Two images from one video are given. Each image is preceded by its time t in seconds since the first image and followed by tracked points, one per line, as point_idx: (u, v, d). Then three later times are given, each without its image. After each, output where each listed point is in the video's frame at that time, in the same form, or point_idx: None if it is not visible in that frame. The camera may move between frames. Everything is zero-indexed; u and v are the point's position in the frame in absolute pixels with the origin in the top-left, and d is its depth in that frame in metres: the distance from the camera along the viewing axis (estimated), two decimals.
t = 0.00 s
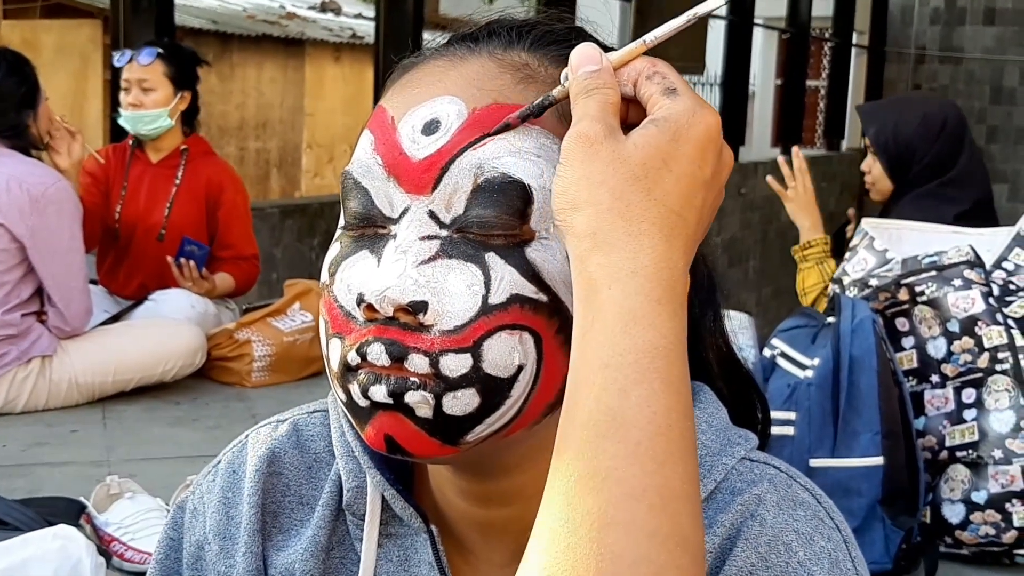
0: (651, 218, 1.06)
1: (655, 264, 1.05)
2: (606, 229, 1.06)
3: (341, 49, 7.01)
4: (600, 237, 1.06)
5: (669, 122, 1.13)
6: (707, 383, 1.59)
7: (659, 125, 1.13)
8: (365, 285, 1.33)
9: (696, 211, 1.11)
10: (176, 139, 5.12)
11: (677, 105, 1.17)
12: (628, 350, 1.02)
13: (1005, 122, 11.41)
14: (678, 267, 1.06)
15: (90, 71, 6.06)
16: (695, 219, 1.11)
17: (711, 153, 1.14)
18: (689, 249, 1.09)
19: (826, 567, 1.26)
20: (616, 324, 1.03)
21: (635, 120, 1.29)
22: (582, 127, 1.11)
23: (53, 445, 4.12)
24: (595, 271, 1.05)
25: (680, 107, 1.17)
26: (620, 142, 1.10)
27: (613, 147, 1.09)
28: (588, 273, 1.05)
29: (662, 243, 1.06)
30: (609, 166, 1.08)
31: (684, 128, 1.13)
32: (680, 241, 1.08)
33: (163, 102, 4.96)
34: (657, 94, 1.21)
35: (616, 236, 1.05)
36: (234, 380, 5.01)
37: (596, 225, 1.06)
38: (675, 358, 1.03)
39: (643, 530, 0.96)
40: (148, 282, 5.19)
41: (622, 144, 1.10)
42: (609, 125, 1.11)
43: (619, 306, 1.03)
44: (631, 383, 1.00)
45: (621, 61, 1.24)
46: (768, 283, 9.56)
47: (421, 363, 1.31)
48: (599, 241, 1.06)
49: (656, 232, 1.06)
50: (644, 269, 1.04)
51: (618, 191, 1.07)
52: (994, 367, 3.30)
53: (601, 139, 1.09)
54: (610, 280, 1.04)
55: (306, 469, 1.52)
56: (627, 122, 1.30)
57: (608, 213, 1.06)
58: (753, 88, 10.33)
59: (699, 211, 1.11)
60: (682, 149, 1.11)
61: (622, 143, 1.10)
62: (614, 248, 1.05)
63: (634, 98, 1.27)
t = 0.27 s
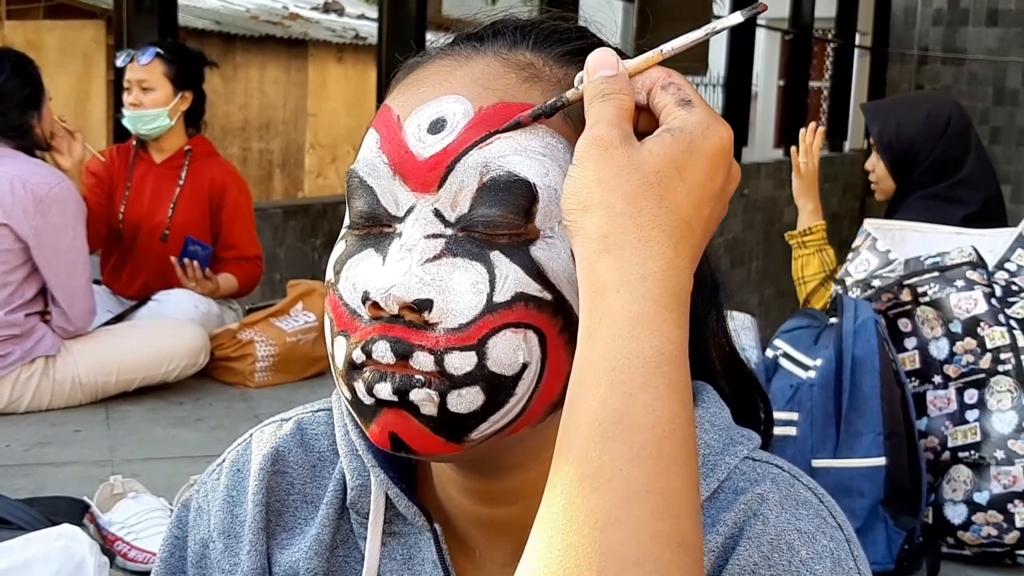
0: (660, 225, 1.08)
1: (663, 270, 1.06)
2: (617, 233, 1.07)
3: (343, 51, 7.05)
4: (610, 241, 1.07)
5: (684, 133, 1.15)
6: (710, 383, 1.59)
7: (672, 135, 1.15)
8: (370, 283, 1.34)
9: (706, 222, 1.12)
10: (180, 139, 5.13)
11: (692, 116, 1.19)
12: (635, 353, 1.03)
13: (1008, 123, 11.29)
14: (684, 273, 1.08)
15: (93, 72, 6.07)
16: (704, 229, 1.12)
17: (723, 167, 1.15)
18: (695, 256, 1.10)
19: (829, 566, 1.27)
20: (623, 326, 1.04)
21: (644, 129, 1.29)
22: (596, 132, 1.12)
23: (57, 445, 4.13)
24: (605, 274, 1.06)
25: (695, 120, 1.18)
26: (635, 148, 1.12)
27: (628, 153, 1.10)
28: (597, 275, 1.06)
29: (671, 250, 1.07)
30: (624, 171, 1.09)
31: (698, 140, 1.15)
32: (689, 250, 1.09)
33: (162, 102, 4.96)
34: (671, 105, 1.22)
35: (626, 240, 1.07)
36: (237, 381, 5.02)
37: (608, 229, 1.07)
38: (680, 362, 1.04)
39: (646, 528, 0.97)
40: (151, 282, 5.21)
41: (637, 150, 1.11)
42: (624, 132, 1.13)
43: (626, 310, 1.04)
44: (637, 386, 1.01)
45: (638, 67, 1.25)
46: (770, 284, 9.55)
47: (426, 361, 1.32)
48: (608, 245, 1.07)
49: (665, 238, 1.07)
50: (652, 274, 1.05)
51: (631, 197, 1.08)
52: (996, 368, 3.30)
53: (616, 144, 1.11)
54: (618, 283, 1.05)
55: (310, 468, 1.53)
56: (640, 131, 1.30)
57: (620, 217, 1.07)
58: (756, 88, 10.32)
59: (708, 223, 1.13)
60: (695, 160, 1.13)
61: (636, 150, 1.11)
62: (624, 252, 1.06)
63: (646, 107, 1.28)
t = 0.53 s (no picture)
0: (671, 227, 1.08)
1: (673, 272, 1.06)
2: (629, 233, 1.07)
3: (344, 50, 7.14)
4: (621, 240, 1.07)
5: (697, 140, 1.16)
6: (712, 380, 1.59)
7: (686, 141, 1.16)
8: (374, 280, 1.34)
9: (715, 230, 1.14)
10: (181, 138, 5.13)
11: (706, 125, 1.20)
12: (643, 353, 1.03)
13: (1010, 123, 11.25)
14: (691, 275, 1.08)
15: (95, 70, 6.07)
16: (711, 235, 1.13)
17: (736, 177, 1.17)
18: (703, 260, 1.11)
19: (832, 563, 1.27)
20: (631, 325, 1.04)
21: (655, 134, 1.31)
22: (614, 131, 1.13)
23: (57, 443, 4.13)
24: (614, 272, 1.07)
25: (710, 127, 1.19)
26: (651, 149, 1.12)
27: (646, 154, 1.11)
28: (605, 274, 1.07)
29: (680, 253, 1.08)
30: (641, 171, 1.10)
31: (711, 146, 1.16)
32: (698, 255, 1.10)
33: (163, 100, 4.95)
34: (686, 112, 1.24)
35: (637, 240, 1.07)
36: (238, 379, 5.02)
37: (620, 227, 1.08)
38: (687, 362, 1.04)
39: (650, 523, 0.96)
40: (153, 280, 5.21)
41: (655, 152, 1.12)
42: (642, 133, 1.13)
43: (634, 309, 1.04)
44: (644, 385, 1.01)
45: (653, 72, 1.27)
46: (772, 283, 9.55)
47: (429, 358, 1.31)
48: (619, 244, 1.07)
49: (675, 240, 1.08)
50: (661, 274, 1.06)
51: (645, 198, 1.09)
52: (997, 367, 3.30)
53: (634, 144, 1.12)
54: (627, 282, 1.05)
55: (312, 465, 1.52)
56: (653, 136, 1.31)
57: (633, 217, 1.08)
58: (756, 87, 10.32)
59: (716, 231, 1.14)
60: (708, 166, 1.14)
61: (655, 152, 1.12)
62: (633, 253, 1.07)
63: (658, 111, 1.29)
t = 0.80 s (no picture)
0: (690, 228, 1.08)
1: (693, 271, 1.07)
2: (648, 232, 1.08)
3: (346, 47, 7.02)
4: (642, 238, 1.07)
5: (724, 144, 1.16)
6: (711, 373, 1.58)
7: (710, 143, 1.15)
8: (377, 277, 1.34)
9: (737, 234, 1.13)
10: (183, 135, 5.14)
11: (731, 127, 1.19)
12: (658, 351, 1.03)
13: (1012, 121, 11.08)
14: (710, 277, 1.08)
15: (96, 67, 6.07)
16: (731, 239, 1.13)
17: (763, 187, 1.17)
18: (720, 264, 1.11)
19: (834, 558, 1.26)
20: (648, 325, 1.04)
21: (680, 138, 1.28)
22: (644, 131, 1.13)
23: (59, 439, 4.13)
24: (634, 271, 1.07)
25: (733, 130, 1.19)
26: (676, 150, 1.13)
27: (674, 157, 1.12)
28: (624, 273, 1.07)
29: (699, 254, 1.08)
30: (664, 172, 1.10)
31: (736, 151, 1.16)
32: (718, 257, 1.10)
33: (167, 97, 4.96)
34: (710, 115, 1.22)
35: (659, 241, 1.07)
36: (238, 375, 5.02)
37: (641, 228, 1.08)
38: (702, 360, 1.04)
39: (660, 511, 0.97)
40: (154, 277, 5.20)
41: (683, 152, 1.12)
42: (665, 133, 1.14)
43: (648, 308, 1.04)
44: (658, 383, 1.01)
45: (681, 73, 1.25)
46: (773, 282, 9.54)
47: (433, 354, 1.32)
48: (640, 243, 1.07)
49: (696, 241, 1.08)
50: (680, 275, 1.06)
51: (668, 198, 1.09)
52: (999, 364, 3.31)
53: (663, 146, 1.12)
54: (644, 280, 1.06)
55: (314, 460, 1.52)
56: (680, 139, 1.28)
57: (654, 216, 1.08)
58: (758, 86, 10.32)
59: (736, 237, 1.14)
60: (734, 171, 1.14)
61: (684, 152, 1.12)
62: (654, 251, 1.07)
63: (683, 114, 1.27)
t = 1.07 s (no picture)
0: (756, 258, 1.09)
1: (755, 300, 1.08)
2: (715, 257, 1.09)
3: (354, 46, 7.03)
4: (708, 262, 1.08)
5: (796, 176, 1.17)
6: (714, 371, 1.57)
7: (782, 173, 1.16)
8: (383, 280, 1.34)
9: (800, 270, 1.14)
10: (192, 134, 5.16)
11: (806, 159, 1.20)
12: (714, 380, 1.04)
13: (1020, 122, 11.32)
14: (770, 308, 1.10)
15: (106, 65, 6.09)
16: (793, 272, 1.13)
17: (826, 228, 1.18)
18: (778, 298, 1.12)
19: (841, 558, 1.26)
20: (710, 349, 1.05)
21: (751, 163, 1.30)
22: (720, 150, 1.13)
23: (67, 436, 4.15)
24: (695, 296, 1.07)
25: (807, 162, 1.20)
26: (753, 177, 1.13)
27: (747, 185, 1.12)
28: (682, 298, 1.07)
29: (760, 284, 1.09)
30: (736, 200, 1.11)
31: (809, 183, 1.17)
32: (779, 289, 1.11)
33: (178, 97, 4.99)
34: (788, 146, 1.24)
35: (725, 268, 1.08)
36: (246, 374, 5.03)
37: (706, 251, 1.09)
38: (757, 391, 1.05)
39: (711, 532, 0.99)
40: (162, 274, 5.22)
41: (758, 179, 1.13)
42: (743, 157, 1.14)
43: (710, 335, 1.05)
44: (712, 413, 1.02)
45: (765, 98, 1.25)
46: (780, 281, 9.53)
47: (439, 357, 1.32)
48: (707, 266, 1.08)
49: (759, 270, 1.09)
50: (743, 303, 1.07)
51: (738, 224, 1.10)
52: (1007, 365, 3.30)
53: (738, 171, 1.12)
54: (709, 306, 1.07)
55: (323, 458, 1.53)
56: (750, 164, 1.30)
57: (721, 244, 1.09)
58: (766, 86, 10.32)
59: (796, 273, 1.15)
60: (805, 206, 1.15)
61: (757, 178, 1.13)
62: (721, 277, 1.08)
63: (756, 141, 1.28)
